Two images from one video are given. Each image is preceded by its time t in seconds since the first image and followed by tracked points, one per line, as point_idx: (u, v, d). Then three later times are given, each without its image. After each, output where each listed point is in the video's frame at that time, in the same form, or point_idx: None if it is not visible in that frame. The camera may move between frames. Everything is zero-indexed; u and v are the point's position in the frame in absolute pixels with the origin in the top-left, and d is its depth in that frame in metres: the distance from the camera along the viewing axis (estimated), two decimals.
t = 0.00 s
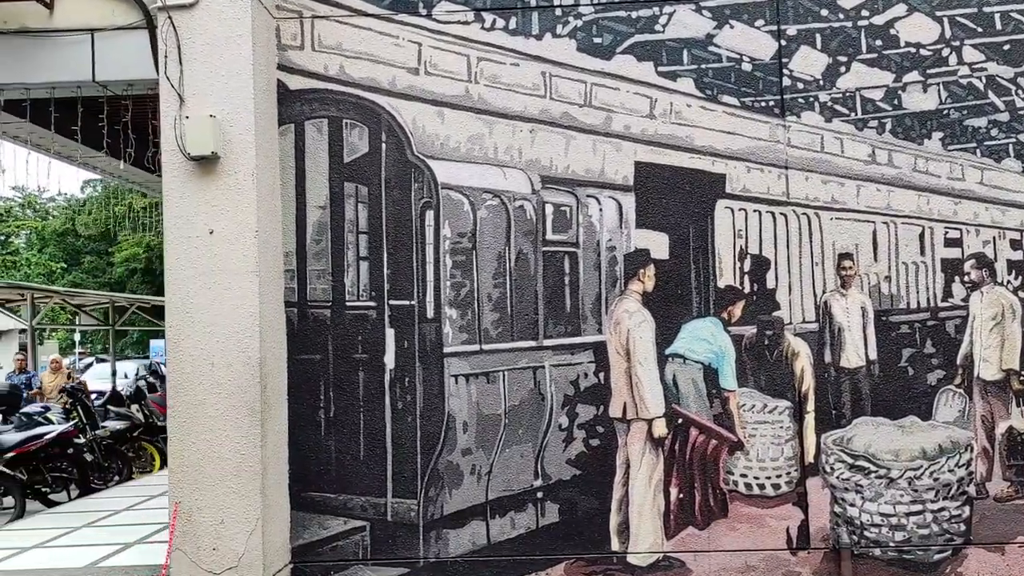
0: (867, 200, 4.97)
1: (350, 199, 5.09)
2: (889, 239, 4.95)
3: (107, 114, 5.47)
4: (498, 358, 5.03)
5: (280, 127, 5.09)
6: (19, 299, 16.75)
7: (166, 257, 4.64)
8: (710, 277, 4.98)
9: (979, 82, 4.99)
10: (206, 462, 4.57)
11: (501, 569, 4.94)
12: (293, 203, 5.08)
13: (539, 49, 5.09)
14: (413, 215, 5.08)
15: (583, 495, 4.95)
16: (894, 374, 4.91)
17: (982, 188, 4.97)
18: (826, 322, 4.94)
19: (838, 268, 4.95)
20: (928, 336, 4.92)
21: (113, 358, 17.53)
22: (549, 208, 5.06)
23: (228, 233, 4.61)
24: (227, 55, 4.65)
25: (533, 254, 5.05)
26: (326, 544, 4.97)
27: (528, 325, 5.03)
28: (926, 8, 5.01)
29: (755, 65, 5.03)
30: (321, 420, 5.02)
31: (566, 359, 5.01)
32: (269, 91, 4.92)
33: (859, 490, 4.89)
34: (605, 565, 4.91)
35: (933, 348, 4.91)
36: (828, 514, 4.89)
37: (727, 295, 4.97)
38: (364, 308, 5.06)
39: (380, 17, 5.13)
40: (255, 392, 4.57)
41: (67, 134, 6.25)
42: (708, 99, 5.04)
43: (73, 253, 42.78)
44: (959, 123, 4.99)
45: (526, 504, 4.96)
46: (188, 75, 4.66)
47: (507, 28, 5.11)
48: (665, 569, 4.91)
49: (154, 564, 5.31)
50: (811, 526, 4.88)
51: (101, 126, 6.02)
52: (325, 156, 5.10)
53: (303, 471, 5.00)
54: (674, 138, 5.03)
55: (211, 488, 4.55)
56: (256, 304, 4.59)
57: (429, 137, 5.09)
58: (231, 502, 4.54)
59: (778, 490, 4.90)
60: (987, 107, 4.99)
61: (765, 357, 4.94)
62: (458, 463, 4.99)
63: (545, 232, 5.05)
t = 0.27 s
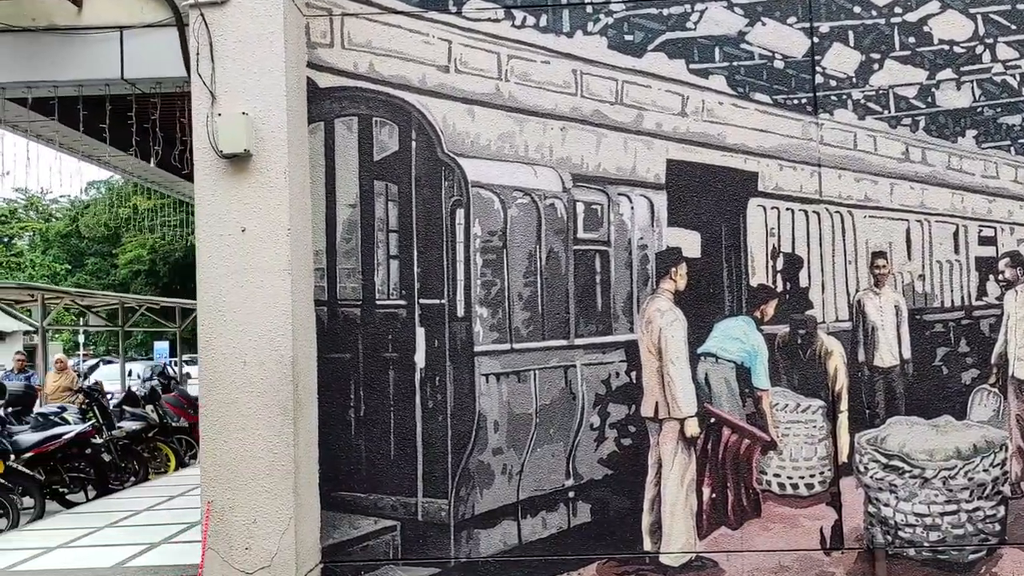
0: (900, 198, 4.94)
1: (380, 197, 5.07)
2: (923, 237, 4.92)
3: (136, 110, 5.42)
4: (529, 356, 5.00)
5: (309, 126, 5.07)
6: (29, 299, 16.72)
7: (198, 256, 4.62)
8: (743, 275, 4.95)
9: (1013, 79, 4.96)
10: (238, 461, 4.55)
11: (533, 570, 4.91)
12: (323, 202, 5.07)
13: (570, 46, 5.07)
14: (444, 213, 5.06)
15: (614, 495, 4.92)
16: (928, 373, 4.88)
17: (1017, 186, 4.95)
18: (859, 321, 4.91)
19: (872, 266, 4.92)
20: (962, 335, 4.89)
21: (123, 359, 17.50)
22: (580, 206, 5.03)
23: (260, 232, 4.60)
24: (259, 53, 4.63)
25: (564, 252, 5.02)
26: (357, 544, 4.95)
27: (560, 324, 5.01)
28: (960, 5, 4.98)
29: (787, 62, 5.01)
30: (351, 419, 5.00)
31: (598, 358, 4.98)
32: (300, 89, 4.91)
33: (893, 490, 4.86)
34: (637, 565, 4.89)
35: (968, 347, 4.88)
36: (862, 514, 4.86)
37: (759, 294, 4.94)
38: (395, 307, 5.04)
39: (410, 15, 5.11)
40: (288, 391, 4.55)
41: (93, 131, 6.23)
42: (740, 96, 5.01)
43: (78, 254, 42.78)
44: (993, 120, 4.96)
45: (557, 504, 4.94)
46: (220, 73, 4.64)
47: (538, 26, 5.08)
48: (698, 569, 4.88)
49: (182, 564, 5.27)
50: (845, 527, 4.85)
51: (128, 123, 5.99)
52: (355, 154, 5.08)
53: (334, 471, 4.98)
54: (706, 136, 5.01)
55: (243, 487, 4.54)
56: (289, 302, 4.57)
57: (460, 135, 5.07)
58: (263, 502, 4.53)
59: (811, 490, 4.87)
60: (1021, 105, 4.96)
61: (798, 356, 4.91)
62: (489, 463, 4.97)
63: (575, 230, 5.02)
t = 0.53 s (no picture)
0: (934, 196, 4.93)
1: (410, 195, 5.05)
2: (957, 236, 4.90)
3: (165, 108, 5.40)
4: (561, 356, 4.98)
5: (340, 124, 5.05)
6: (37, 297, 16.69)
7: (230, 255, 4.61)
8: (776, 274, 4.93)
9: None
10: (271, 461, 4.54)
11: (565, 570, 4.90)
12: (353, 200, 5.05)
13: (602, 44, 5.05)
14: (475, 211, 5.04)
15: (647, 494, 4.90)
16: (962, 372, 4.86)
17: None
18: (893, 320, 4.89)
19: (906, 265, 4.90)
20: (997, 334, 4.88)
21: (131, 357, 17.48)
22: (611, 205, 5.00)
23: (293, 231, 4.58)
24: (292, 51, 4.61)
25: (595, 251, 4.99)
26: (389, 544, 4.94)
27: (591, 323, 4.98)
28: (994, 3, 4.95)
29: (820, 60, 4.99)
30: (382, 419, 4.98)
31: (630, 357, 4.96)
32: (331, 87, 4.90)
33: (927, 490, 4.85)
34: (670, 565, 4.87)
35: (1002, 346, 4.87)
36: (896, 514, 4.83)
37: (792, 292, 4.92)
38: (425, 306, 5.02)
39: (441, 13, 5.09)
40: (321, 391, 4.54)
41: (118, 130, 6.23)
42: (773, 94, 4.99)
43: (80, 253, 42.70)
44: None
45: (589, 503, 4.92)
46: (252, 71, 4.62)
47: (569, 23, 5.06)
48: (731, 569, 4.86)
49: (209, 563, 5.25)
50: (879, 526, 4.83)
51: (154, 122, 5.97)
52: (385, 152, 5.06)
53: (365, 470, 4.96)
54: (738, 134, 4.98)
55: (277, 487, 4.53)
56: (322, 302, 4.56)
57: (491, 133, 5.04)
58: (297, 501, 4.52)
59: (845, 489, 4.85)
60: None
61: (832, 355, 4.89)
62: (520, 462, 4.95)
63: (607, 229, 5.00)
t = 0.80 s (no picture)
0: (968, 194, 4.90)
1: (441, 194, 5.04)
2: (991, 234, 4.88)
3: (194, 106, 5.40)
4: (593, 355, 4.96)
5: (370, 122, 5.03)
6: (48, 296, 16.70)
7: (264, 254, 4.60)
8: (809, 273, 4.91)
9: None
10: (305, 461, 4.52)
11: (597, 570, 4.88)
12: (384, 199, 5.03)
13: (634, 42, 5.03)
14: (506, 210, 5.02)
15: (680, 494, 4.89)
16: (997, 371, 4.84)
17: None
18: (927, 319, 4.86)
19: (940, 264, 4.88)
20: None
21: (140, 356, 17.44)
22: (643, 203, 4.99)
23: (327, 230, 4.56)
24: (325, 50, 4.59)
25: (627, 250, 4.97)
26: (420, 544, 4.93)
27: (623, 322, 4.96)
28: None
29: (853, 57, 4.96)
30: (413, 418, 4.96)
31: (662, 356, 4.94)
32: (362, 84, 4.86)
33: (961, 489, 4.82)
34: (703, 565, 4.85)
35: None
36: (931, 513, 4.81)
37: (826, 291, 4.89)
38: (457, 305, 5.01)
39: (472, 10, 5.07)
40: (354, 390, 4.51)
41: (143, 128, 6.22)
42: (806, 92, 4.96)
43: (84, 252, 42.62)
44: None
45: (622, 503, 4.90)
46: (285, 70, 4.61)
47: (600, 21, 5.04)
48: (764, 569, 4.84)
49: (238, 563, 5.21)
50: (914, 526, 4.81)
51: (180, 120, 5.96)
52: (416, 151, 5.05)
53: (396, 470, 4.95)
54: (771, 132, 4.96)
55: (310, 487, 4.51)
56: (355, 300, 4.54)
57: (522, 131, 5.03)
58: (331, 501, 4.49)
59: (879, 489, 4.83)
60: None
61: (865, 354, 4.86)
62: (552, 461, 4.93)
63: (639, 227, 4.98)
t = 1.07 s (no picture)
0: (1003, 192, 4.88)
1: (473, 192, 5.02)
2: None
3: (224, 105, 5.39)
4: (625, 353, 4.94)
5: (401, 120, 5.02)
6: (57, 297, 16.66)
7: (297, 251, 4.58)
8: (842, 271, 4.89)
9: None
10: (338, 459, 4.50)
11: (630, 570, 4.86)
12: (415, 197, 5.02)
13: (666, 39, 5.01)
14: (537, 208, 5.00)
15: (713, 493, 4.87)
16: None
17: None
18: (962, 317, 4.84)
19: (974, 262, 4.86)
20: None
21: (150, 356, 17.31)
22: (675, 201, 4.97)
23: (360, 227, 4.55)
24: (359, 47, 4.58)
25: (659, 248, 4.95)
26: (452, 543, 4.90)
27: (655, 320, 4.94)
28: None
29: (886, 55, 4.94)
30: (445, 417, 4.94)
31: (695, 355, 4.92)
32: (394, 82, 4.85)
33: (996, 489, 4.81)
34: (737, 565, 4.83)
35: None
36: (965, 513, 4.80)
37: (859, 290, 4.88)
38: (488, 303, 4.99)
39: (503, 8, 5.06)
40: (388, 388, 4.49)
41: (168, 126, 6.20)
42: (839, 90, 4.95)
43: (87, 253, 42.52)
44: None
45: (654, 502, 4.88)
46: (319, 67, 4.59)
47: (632, 19, 5.03)
48: (798, 569, 4.82)
49: (267, 562, 5.18)
50: (948, 526, 4.80)
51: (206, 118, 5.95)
52: (447, 149, 5.03)
53: (428, 469, 4.93)
54: (803, 130, 4.95)
55: (344, 486, 4.48)
56: (389, 298, 4.52)
57: (553, 129, 5.01)
58: (365, 500, 4.47)
59: (914, 488, 4.82)
60: None
61: (899, 352, 4.84)
62: (585, 461, 4.91)
63: (671, 226, 4.96)
